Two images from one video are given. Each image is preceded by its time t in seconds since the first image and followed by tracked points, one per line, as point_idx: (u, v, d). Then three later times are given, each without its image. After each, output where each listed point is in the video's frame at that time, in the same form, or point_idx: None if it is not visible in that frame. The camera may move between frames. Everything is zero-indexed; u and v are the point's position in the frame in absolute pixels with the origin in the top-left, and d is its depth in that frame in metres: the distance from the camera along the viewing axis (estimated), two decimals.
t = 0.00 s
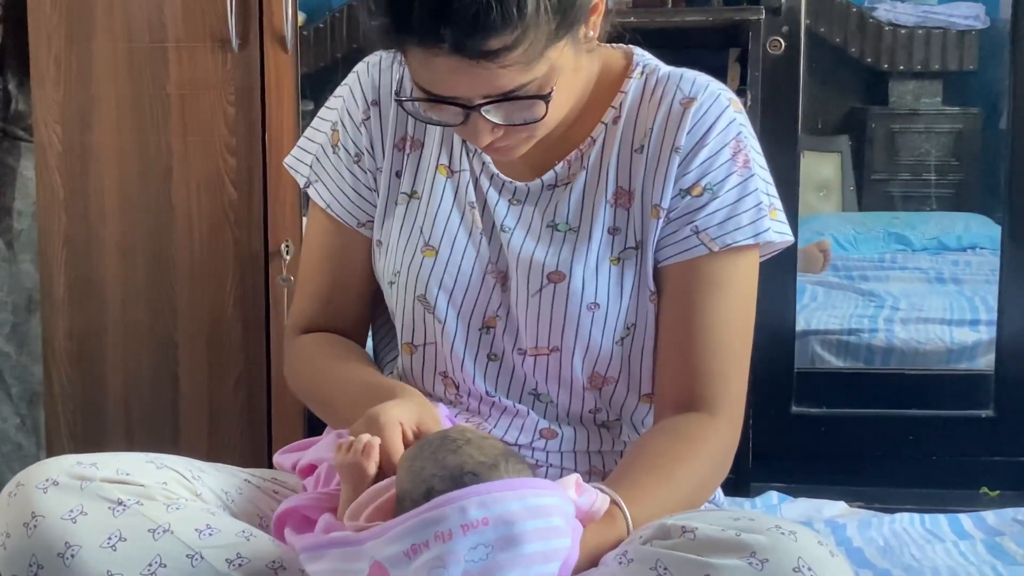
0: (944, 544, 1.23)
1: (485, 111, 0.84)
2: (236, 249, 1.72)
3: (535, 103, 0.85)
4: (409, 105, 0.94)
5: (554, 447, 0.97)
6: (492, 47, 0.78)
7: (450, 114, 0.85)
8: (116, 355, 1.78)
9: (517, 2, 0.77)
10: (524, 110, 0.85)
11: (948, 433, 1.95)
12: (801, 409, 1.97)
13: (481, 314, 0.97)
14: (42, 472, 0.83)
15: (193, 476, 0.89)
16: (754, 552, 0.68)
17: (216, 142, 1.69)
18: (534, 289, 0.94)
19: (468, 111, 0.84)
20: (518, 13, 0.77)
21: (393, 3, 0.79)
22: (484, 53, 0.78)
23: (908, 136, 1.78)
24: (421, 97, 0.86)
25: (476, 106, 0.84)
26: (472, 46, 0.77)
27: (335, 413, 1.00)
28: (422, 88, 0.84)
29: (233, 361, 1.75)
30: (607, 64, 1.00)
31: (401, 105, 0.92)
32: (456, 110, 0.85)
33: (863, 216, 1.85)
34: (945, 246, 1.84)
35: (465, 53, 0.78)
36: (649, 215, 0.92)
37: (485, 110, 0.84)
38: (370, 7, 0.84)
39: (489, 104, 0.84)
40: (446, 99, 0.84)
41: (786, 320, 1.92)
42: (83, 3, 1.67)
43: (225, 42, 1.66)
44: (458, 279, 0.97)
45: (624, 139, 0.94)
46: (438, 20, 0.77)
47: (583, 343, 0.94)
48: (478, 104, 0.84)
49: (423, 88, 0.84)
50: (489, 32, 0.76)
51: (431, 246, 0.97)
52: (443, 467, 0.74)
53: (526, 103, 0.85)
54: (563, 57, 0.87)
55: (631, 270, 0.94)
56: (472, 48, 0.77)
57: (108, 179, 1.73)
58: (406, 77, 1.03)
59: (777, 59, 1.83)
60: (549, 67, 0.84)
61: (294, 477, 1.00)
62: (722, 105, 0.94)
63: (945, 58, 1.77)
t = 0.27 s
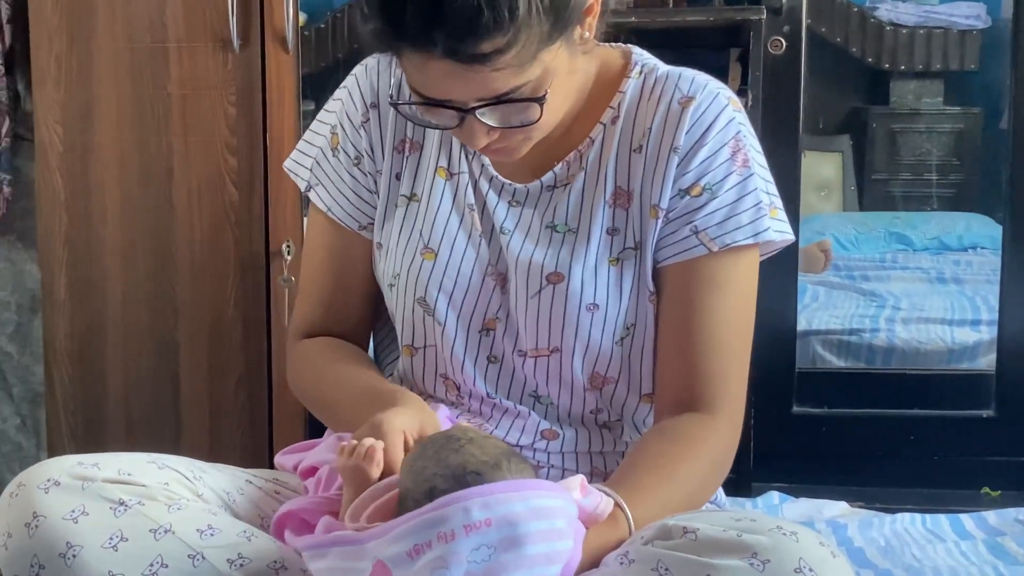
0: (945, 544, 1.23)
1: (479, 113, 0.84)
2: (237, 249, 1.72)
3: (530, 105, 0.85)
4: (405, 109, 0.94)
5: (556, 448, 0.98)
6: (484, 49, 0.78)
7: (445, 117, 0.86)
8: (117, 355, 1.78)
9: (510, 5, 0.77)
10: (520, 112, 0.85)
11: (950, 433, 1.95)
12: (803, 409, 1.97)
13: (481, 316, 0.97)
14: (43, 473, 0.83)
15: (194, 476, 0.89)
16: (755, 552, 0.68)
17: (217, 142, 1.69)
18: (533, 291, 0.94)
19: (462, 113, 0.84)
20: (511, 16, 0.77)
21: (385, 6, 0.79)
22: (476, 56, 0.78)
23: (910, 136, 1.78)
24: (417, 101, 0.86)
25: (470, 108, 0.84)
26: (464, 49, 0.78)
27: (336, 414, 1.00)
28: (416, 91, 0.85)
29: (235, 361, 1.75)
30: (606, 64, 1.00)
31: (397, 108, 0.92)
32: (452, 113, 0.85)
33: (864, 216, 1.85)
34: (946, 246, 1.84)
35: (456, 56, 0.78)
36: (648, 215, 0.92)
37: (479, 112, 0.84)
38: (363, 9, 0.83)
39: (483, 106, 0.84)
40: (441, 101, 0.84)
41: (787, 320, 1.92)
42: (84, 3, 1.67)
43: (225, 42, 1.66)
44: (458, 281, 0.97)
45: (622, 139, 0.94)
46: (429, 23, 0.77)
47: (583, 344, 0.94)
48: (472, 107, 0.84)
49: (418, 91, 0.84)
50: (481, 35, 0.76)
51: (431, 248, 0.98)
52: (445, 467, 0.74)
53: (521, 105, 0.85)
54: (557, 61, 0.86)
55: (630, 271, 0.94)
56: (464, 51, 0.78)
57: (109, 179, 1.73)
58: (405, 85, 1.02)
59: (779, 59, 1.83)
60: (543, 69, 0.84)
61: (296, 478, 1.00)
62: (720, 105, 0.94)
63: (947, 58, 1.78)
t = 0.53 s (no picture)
0: (945, 546, 1.23)
1: (479, 112, 0.84)
2: (237, 250, 1.72)
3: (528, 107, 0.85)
4: (402, 109, 0.94)
5: (554, 449, 0.98)
6: (484, 45, 0.78)
7: (444, 116, 0.85)
8: (118, 356, 1.78)
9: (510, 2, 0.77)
10: (517, 113, 0.86)
11: (950, 434, 1.95)
12: (803, 410, 1.97)
13: (479, 319, 0.98)
14: (43, 475, 0.83)
15: (193, 478, 0.89)
16: (755, 553, 0.69)
17: (217, 144, 1.69)
18: (531, 294, 0.94)
19: (462, 112, 0.84)
20: (510, 13, 0.78)
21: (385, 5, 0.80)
22: (475, 52, 0.78)
23: (909, 137, 1.78)
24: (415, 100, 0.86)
25: (470, 107, 0.84)
26: (463, 45, 0.78)
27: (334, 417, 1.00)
28: (415, 90, 0.84)
29: (235, 361, 1.75)
30: (604, 65, 1.00)
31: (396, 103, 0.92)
32: (451, 113, 0.85)
33: (864, 216, 1.85)
34: (946, 247, 1.84)
35: (456, 52, 0.78)
36: (644, 217, 0.92)
37: (478, 112, 0.84)
38: (361, 9, 0.84)
39: (481, 106, 0.84)
40: (441, 100, 0.84)
41: (787, 321, 1.92)
42: (85, 5, 1.68)
43: (226, 43, 1.66)
44: (455, 284, 0.97)
45: (619, 142, 0.94)
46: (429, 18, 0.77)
47: (581, 346, 0.94)
48: (472, 106, 0.84)
49: (417, 90, 0.84)
50: (480, 31, 0.76)
51: (429, 249, 0.98)
52: (439, 470, 0.74)
53: (521, 105, 0.85)
54: (557, 60, 0.87)
55: (627, 272, 0.94)
56: (463, 47, 0.78)
57: (110, 180, 1.73)
58: (401, 81, 1.02)
59: (779, 61, 1.83)
60: (542, 69, 0.84)
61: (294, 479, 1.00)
62: (717, 107, 0.94)
63: (947, 59, 1.77)
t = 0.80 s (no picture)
0: (945, 548, 1.23)
1: (489, 108, 0.84)
2: (236, 253, 1.72)
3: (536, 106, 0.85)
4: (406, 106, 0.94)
5: (554, 451, 0.98)
6: (502, 35, 0.78)
7: (453, 113, 0.85)
8: (118, 358, 1.78)
9: None
10: (525, 113, 0.86)
11: (950, 436, 1.95)
12: (803, 412, 1.97)
13: (477, 323, 0.98)
14: (42, 477, 0.83)
15: (193, 480, 0.89)
16: (754, 554, 0.68)
17: (217, 146, 1.69)
18: (528, 297, 0.94)
19: (473, 107, 0.84)
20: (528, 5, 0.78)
21: None
22: (496, 40, 0.78)
23: (909, 139, 1.79)
24: (423, 96, 0.86)
25: (479, 103, 0.83)
26: (484, 33, 0.77)
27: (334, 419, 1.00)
28: (426, 84, 0.84)
29: (235, 363, 1.75)
30: (600, 67, 1.00)
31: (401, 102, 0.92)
32: (460, 108, 0.84)
33: (864, 219, 1.85)
34: (946, 248, 1.84)
35: (476, 40, 0.78)
36: (642, 219, 0.92)
37: (489, 107, 0.84)
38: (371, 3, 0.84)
39: (492, 101, 0.84)
40: (451, 95, 0.84)
41: (787, 323, 1.92)
42: (84, 7, 1.68)
43: (225, 45, 1.66)
44: (453, 287, 0.97)
45: (616, 144, 0.94)
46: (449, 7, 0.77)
47: (579, 348, 0.94)
48: (481, 102, 0.83)
49: (428, 85, 0.84)
50: (501, 17, 0.76)
51: (425, 254, 0.97)
52: (436, 470, 0.74)
53: (529, 104, 0.85)
54: (569, 55, 0.87)
55: (625, 274, 0.93)
56: (484, 34, 0.77)
57: (109, 182, 1.73)
58: (402, 87, 1.02)
59: (778, 63, 1.84)
60: (555, 62, 0.84)
61: (293, 481, 1.00)
62: (714, 108, 0.94)
63: (947, 62, 1.77)
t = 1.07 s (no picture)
0: (944, 550, 1.23)
1: (488, 114, 0.84)
2: (236, 254, 1.72)
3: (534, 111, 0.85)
4: (406, 110, 0.94)
5: (554, 453, 0.98)
6: (502, 44, 0.78)
7: (452, 119, 0.86)
8: (117, 360, 1.78)
9: None
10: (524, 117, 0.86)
11: (949, 438, 1.95)
12: (802, 414, 1.97)
13: (479, 325, 0.98)
14: (41, 480, 0.83)
15: (191, 482, 0.89)
16: (754, 558, 0.69)
17: (216, 148, 1.69)
18: (531, 299, 0.94)
19: (472, 113, 0.84)
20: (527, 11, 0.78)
21: (400, 4, 0.79)
22: (495, 51, 0.78)
23: (908, 141, 1.80)
24: (422, 102, 0.86)
25: (479, 110, 0.84)
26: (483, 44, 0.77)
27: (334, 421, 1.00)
28: (425, 91, 0.84)
29: (234, 365, 1.75)
30: (601, 68, 1.00)
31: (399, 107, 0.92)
32: (459, 115, 0.85)
33: (863, 220, 1.85)
34: (944, 250, 1.84)
35: (475, 51, 0.78)
36: (644, 220, 0.92)
37: (488, 113, 0.84)
38: (370, 12, 0.84)
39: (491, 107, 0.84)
40: (449, 102, 0.84)
41: (786, 325, 1.91)
42: (83, 9, 1.68)
43: (225, 46, 1.67)
44: (455, 289, 0.97)
45: (618, 144, 0.95)
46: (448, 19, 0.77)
47: (581, 350, 0.94)
48: (480, 108, 0.84)
49: (427, 91, 0.84)
50: (499, 28, 0.76)
51: (428, 257, 0.97)
52: (436, 474, 0.74)
53: (529, 109, 0.85)
54: (568, 60, 0.87)
55: (627, 276, 0.93)
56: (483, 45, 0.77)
57: (108, 185, 1.73)
58: (401, 90, 1.02)
59: (777, 65, 1.84)
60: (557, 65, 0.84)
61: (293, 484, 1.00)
62: (715, 109, 0.94)
63: (945, 62, 1.77)
